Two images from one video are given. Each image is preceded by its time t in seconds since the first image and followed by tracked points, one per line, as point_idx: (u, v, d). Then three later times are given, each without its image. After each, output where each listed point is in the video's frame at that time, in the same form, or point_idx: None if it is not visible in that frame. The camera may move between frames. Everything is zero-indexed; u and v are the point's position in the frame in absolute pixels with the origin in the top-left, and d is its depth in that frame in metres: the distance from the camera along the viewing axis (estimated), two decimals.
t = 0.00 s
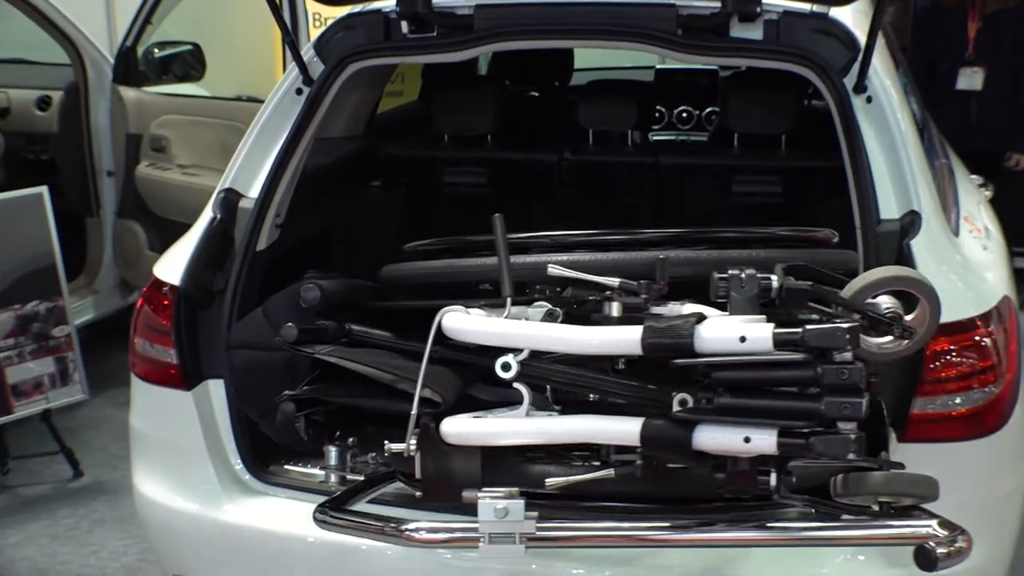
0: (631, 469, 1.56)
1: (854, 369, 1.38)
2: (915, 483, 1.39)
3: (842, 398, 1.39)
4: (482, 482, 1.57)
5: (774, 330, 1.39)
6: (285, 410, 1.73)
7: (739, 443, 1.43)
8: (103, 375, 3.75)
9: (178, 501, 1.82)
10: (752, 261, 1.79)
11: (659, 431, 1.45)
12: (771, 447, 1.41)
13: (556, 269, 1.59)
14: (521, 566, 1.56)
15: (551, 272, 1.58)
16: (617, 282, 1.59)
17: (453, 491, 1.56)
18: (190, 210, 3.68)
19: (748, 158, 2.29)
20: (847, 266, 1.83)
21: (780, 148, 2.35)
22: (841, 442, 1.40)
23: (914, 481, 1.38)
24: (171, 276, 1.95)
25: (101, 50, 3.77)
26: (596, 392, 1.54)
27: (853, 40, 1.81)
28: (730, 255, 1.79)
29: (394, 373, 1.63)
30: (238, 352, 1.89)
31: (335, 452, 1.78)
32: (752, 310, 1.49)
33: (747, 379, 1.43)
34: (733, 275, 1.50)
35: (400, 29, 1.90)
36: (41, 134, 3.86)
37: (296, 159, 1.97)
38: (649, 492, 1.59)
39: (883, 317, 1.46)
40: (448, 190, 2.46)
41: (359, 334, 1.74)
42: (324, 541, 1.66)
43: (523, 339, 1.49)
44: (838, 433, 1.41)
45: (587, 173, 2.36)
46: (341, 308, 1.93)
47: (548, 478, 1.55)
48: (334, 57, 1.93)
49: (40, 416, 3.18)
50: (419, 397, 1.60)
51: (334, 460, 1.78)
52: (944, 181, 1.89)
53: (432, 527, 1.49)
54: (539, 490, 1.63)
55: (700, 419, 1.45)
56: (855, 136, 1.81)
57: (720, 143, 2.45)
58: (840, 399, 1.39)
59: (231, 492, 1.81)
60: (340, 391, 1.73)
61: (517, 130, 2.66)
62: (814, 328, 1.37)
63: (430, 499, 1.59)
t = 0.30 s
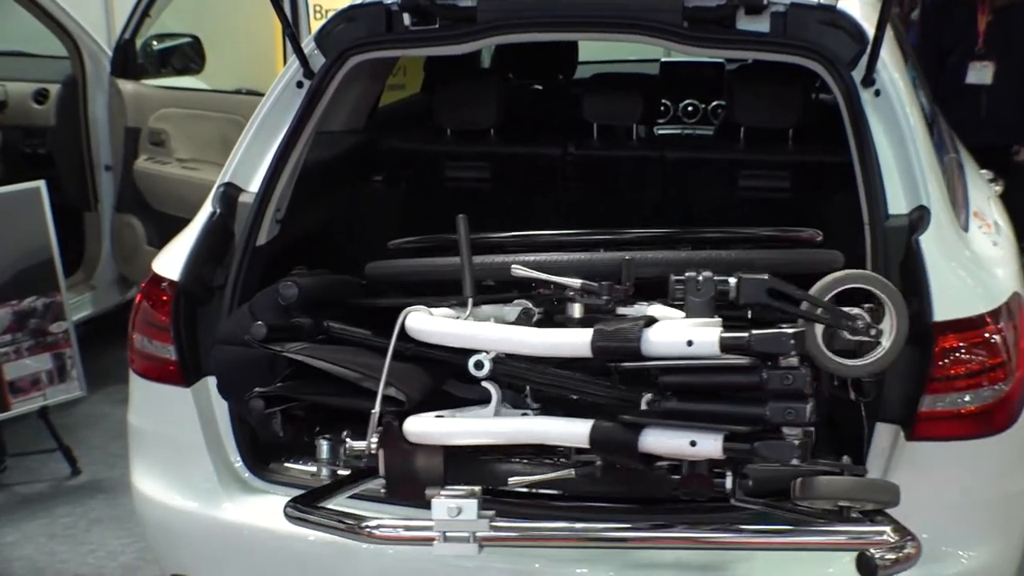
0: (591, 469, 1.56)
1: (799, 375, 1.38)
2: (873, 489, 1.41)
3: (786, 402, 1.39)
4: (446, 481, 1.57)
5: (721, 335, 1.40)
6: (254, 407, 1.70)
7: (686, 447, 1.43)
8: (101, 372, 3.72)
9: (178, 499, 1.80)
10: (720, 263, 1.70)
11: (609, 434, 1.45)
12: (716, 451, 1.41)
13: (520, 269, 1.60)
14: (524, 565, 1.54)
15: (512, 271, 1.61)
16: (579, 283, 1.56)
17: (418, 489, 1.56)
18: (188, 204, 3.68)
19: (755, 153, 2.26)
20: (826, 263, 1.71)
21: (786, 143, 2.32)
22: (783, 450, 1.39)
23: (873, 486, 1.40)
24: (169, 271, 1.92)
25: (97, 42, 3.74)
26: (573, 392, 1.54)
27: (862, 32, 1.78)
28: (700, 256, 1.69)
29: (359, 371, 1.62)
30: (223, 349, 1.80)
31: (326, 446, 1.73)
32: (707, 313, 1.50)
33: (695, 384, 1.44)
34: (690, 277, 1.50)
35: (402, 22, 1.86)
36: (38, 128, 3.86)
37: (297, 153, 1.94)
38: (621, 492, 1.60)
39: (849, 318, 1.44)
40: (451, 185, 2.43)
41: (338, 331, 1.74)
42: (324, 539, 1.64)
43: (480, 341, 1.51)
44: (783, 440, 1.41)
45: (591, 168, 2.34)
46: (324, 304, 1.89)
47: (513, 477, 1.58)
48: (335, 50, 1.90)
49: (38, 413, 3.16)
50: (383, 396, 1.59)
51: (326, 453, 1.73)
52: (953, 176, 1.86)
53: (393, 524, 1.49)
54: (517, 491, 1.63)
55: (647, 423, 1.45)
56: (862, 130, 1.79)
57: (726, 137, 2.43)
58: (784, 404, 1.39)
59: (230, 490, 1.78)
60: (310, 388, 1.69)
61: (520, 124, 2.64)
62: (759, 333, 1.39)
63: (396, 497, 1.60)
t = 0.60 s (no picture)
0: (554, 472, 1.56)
1: (746, 382, 1.39)
2: (838, 497, 1.44)
3: (732, 409, 1.41)
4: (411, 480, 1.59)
5: (669, 342, 1.42)
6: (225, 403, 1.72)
7: (635, 453, 1.43)
8: (97, 371, 3.69)
9: (175, 501, 1.77)
10: (694, 265, 1.75)
11: (559, 438, 1.46)
12: (664, 457, 1.42)
13: (487, 271, 1.64)
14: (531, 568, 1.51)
15: (482, 273, 1.64)
16: (542, 286, 1.61)
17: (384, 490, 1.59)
18: (186, 200, 3.62)
19: (764, 148, 2.23)
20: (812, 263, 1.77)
21: (794, 138, 2.29)
22: (729, 456, 1.39)
23: (837, 495, 1.43)
24: (166, 269, 1.88)
25: (95, 36, 3.72)
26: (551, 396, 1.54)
27: (874, 26, 1.74)
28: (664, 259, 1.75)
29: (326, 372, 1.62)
30: (209, 344, 1.82)
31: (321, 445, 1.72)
32: (666, 317, 1.54)
33: (652, 390, 1.45)
34: (649, 282, 1.56)
35: (405, 14, 1.83)
36: (34, 121, 3.81)
37: (296, 149, 1.91)
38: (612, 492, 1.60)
39: (807, 329, 1.52)
40: (454, 181, 2.39)
41: (318, 330, 1.76)
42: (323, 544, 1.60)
43: (438, 345, 1.52)
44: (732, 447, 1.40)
45: (597, 163, 2.31)
46: (306, 300, 1.94)
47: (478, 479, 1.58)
48: (335, 44, 1.87)
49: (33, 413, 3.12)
50: (349, 396, 1.60)
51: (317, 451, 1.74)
52: (966, 172, 1.83)
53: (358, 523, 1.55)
54: (500, 494, 1.63)
55: (598, 428, 1.46)
56: (873, 125, 1.75)
57: (734, 132, 2.40)
58: (730, 411, 1.40)
59: (228, 492, 1.76)
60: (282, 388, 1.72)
61: (524, 118, 2.60)
62: (706, 339, 1.40)
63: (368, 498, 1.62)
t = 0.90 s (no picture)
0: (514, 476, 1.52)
1: (688, 389, 1.33)
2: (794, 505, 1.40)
3: (675, 416, 1.34)
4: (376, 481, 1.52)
5: (615, 347, 1.35)
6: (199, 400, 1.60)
7: (580, 459, 1.38)
8: (93, 370, 3.66)
9: (172, 503, 1.74)
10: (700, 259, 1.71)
11: (508, 442, 1.40)
12: (609, 464, 1.37)
13: (452, 273, 1.58)
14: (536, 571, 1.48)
15: (446, 275, 1.59)
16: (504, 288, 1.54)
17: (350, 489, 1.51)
18: (186, 196, 3.61)
19: (773, 144, 2.19)
20: (799, 265, 1.63)
21: (804, 134, 2.25)
22: (670, 463, 1.33)
23: (793, 502, 1.39)
24: (162, 267, 1.85)
25: (92, 32, 3.66)
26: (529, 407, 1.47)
27: (884, 20, 1.71)
28: (632, 262, 1.65)
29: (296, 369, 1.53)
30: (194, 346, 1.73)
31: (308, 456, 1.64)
32: (622, 321, 1.44)
33: (596, 394, 1.41)
34: (602, 285, 1.44)
35: (406, 9, 1.79)
36: (31, 116, 3.76)
37: (296, 146, 1.88)
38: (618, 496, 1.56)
39: (761, 333, 1.44)
40: (456, 178, 2.36)
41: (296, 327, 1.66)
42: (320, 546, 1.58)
43: (382, 347, 1.47)
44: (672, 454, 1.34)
45: (602, 160, 2.27)
46: (293, 300, 1.83)
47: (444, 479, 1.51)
48: (335, 39, 1.83)
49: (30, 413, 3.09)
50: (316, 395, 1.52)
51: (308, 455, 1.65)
52: (978, 171, 1.79)
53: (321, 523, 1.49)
54: (500, 499, 1.59)
55: (544, 432, 1.41)
56: (883, 122, 1.72)
57: (742, 129, 2.36)
58: (672, 418, 1.33)
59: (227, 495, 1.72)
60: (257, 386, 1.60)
61: (527, 114, 2.57)
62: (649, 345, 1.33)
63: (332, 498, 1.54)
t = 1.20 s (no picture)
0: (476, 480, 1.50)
1: (627, 394, 1.27)
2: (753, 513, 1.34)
3: (615, 419, 1.29)
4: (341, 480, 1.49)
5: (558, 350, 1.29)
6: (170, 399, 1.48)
7: (525, 462, 1.33)
8: (86, 370, 3.62)
9: (168, 506, 1.70)
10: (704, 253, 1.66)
11: (457, 445, 1.36)
12: (552, 468, 1.31)
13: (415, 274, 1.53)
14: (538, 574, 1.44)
15: (410, 276, 1.53)
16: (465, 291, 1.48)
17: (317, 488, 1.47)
18: (181, 193, 3.57)
19: (781, 139, 2.15)
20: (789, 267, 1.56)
21: (813, 130, 2.21)
22: (610, 468, 1.28)
23: (750, 508, 1.33)
24: (157, 265, 1.81)
25: (84, 24, 3.67)
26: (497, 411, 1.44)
27: (895, 13, 1.67)
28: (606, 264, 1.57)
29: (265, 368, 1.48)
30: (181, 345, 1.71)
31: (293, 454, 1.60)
32: (576, 324, 1.40)
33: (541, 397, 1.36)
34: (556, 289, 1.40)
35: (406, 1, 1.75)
36: (21, 111, 3.72)
37: (294, 141, 1.84)
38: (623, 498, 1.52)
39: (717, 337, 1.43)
40: (458, 174, 2.32)
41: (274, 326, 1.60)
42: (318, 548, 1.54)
43: (346, 349, 1.43)
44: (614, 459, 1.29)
45: (607, 155, 2.23)
46: (281, 298, 1.79)
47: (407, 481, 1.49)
48: (335, 32, 1.80)
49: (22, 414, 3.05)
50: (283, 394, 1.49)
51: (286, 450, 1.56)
52: (991, 167, 1.76)
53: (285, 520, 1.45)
54: (499, 501, 1.55)
55: (491, 436, 1.36)
56: (894, 117, 1.68)
57: (750, 124, 2.32)
58: (613, 422, 1.29)
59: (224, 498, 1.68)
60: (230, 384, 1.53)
61: (529, 109, 2.54)
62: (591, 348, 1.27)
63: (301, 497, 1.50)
